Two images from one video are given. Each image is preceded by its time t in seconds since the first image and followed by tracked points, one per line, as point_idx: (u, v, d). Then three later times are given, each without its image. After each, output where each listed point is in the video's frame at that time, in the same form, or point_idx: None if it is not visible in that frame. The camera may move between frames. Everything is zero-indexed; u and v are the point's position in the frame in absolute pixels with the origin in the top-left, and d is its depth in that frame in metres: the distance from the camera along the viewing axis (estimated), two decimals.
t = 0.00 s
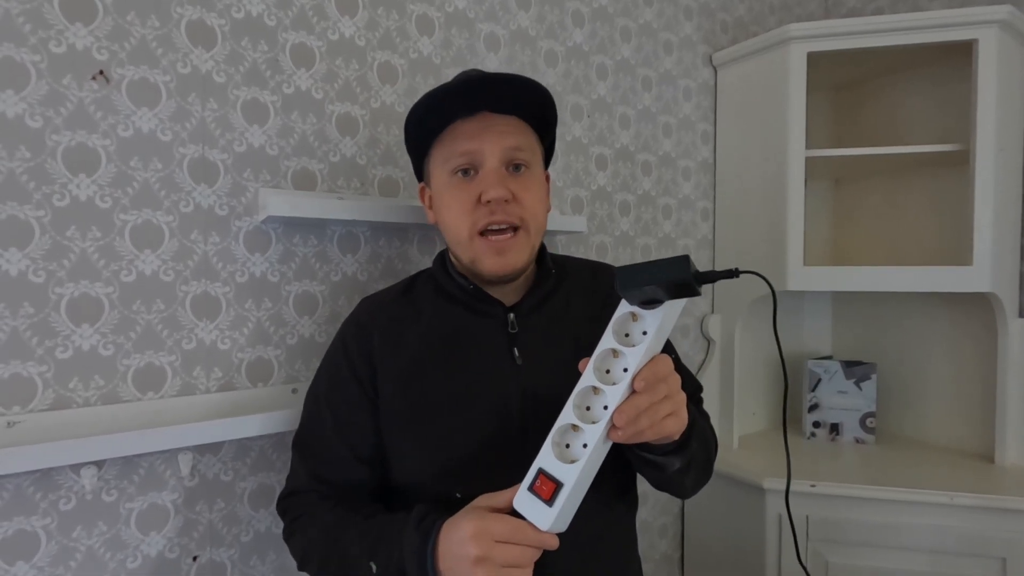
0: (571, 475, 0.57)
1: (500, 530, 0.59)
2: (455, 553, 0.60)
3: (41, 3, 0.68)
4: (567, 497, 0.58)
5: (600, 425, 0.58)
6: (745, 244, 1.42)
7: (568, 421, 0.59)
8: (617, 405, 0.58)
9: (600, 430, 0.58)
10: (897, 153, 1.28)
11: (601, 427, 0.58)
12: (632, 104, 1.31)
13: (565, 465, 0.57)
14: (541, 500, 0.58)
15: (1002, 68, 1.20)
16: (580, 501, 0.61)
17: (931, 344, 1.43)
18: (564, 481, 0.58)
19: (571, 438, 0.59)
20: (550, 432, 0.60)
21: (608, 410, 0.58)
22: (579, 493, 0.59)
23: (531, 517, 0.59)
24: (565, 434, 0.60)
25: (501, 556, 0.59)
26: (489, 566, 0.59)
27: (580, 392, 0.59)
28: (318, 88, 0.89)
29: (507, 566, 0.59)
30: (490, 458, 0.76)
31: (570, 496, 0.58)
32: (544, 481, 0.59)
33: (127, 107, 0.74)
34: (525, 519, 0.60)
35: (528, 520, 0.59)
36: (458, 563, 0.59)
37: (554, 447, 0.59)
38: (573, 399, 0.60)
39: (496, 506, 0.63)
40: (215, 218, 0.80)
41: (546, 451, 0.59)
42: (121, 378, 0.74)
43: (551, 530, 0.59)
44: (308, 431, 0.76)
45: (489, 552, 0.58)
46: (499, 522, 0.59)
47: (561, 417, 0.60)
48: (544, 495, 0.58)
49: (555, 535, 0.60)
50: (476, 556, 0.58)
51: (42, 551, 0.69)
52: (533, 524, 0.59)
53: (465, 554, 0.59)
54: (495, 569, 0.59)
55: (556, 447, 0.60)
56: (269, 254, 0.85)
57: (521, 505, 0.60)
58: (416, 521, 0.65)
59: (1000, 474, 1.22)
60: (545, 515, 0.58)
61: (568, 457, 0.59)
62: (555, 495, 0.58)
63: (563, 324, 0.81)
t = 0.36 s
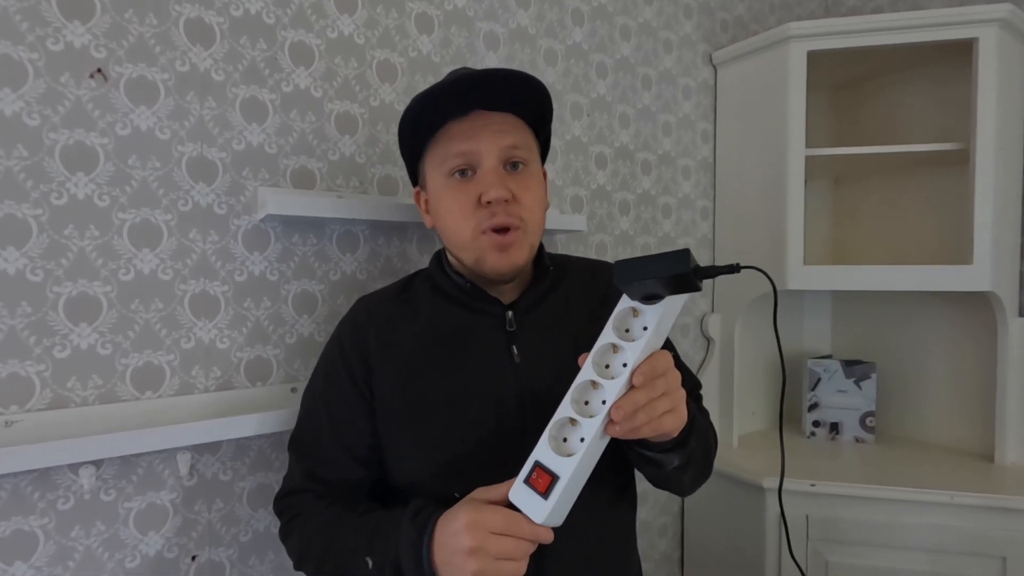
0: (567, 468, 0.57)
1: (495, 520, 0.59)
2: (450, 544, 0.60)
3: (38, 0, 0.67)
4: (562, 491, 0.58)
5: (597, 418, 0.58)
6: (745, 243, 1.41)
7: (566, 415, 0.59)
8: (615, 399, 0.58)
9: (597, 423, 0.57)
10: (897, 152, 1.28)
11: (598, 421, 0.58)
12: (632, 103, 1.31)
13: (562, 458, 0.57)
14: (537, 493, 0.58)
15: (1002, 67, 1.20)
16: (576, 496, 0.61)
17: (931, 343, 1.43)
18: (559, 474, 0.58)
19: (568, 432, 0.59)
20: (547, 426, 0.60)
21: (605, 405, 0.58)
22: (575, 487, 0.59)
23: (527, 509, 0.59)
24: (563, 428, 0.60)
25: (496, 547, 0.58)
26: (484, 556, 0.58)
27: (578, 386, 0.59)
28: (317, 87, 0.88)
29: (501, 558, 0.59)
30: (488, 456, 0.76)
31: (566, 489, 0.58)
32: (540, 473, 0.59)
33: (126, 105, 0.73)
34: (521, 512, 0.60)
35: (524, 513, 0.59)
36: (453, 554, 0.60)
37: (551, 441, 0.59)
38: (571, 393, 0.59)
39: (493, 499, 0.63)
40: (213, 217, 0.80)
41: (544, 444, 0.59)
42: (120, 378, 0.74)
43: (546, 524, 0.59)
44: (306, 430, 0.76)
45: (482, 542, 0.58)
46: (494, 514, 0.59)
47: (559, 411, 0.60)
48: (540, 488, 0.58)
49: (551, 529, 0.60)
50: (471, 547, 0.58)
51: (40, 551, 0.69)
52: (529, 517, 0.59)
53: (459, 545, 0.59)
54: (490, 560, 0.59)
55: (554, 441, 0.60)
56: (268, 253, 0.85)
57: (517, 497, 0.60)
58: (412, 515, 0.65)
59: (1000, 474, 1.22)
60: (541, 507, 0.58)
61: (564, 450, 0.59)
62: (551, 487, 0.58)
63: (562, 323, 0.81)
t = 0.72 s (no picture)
0: (570, 465, 0.57)
1: (495, 513, 0.59)
2: (450, 535, 0.61)
3: None
4: (565, 488, 0.57)
5: (601, 416, 0.58)
6: (745, 242, 1.41)
7: (569, 411, 0.59)
8: (619, 395, 0.58)
9: (600, 420, 0.57)
10: (898, 151, 1.28)
11: (602, 418, 0.58)
12: (633, 102, 1.31)
13: (565, 455, 0.57)
14: (540, 489, 0.58)
15: (1003, 66, 1.20)
16: (579, 494, 0.61)
17: (931, 343, 1.43)
18: (562, 471, 0.57)
19: (572, 428, 0.59)
20: (551, 423, 0.60)
21: (609, 402, 0.58)
22: (578, 485, 0.59)
23: (529, 506, 0.59)
24: (567, 425, 0.60)
25: (495, 540, 0.59)
26: (483, 549, 0.59)
27: (582, 383, 0.59)
28: (318, 86, 0.88)
29: (500, 552, 0.59)
30: (490, 456, 0.75)
31: (569, 487, 0.57)
32: (543, 470, 0.59)
33: (126, 105, 0.73)
34: (524, 507, 0.60)
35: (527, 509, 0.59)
36: (453, 545, 0.60)
37: (555, 438, 0.59)
38: (575, 390, 0.59)
39: (499, 493, 0.63)
40: (214, 217, 0.80)
41: (547, 441, 0.59)
42: (120, 378, 0.74)
43: (548, 521, 0.58)
44: (308, 430, 0.76)
45: (482, 534, 0.59)
46: (495, 507, 0.59)
47: (562, 408, 0.60)
48: (543, 485, 0.58)
49: (553, 527, 0.60)
50: (470, 539, 0.59)
51: (41, 551, 0.69)
52: (531, 513, 0.59)
53: (459, 536, 0.60)
54: (489, 553, 0.59)
55: (557, 438, 0.59)
56: (268, 253, 0.85)
57: (520, 494, 0.60)
58: (416, 511, 0.65)
59: (1000, 473, 1.22)
60: (543, 504, 0.58)
61: (568, 447, 0.59)
62: (554, 485, 0.58)
63: (564, 321, 0.81)
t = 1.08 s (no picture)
0: (575, 471, 0.57)
1: (498, 517, 0.59)
2: (453, 538, 0.60)
3: None
4: (571, 494, 0.57)
5: (607, 421, 0.57)
6: (746, 241, 1.41)
7: (574, 417, 0.59)
8: (625, 402, 0.58)
9: (606, 426, 0.57)
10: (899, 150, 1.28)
11: (608, 424, 0.57)
12: (634, 101, 1.30)
13: (570, 461, 0.57)
14: (545, 495, 0.58)
15: (1005, 65, 1.19)
16: (584, 500, 0.61)
17: (932, 342, 1.43)
18: (567, 477, 0.57)
19: (577, 434, 0.59)
20: (555, 429, 0.60)
21: (615, 408, 0.58)
22: (583, 491, 0.59)
23: (534, 511, 0.59)
24: (572, 430, 0.59)
25: (499, 545, 0.59)
26: (487, 553, 0.59)
27: (587, 389, 0.59)
28: (318, 84, 0.88)
29: (503, 556, 0.59)
30: (491, 458, 0.75)
31: (574, 492, 0.57)
32: (548, 476, 0.59)
33: (126, 103, 0.73)
34: (527, 512, 0.59)
35: (530, 514, 0.59)
36: (456, 549, 0.60)
37: (560, 443, 0.59)
38: (581, 395, 0.59)
39: (503, 497, 0.63)
40: (214, 215, 0.80)
41: (552, 447, 0.59)
42: (120, 376, 0.73)
43: (553, 526, 0.58)
44: (310, 429, 0.76)
45: (485, 538, 0.59)
46: (497, 511, 0.59)
47: (568, 413, 0.60)
48: (549, 491, 0.58)
49: (557, 532, 0.60)
50: (473, 542, 0.59)
51: (41, 550, 0.69)
52: (535, 518, 0.59)
53: (462, 539, 0.60)
54: (493, 558, 0.59)
55: (562, 443, 0.59)
56: (269, 251, 0.84)
57: (524, 498, 0.60)
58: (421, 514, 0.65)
59: (1001, 472, 1.22)
60: (548, 510, 0.58)
61: (573, 453, 0.59)
62: (560, 490, 0.58)
63: (566, 321, 0.81)
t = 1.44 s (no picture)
0: (572, 471, 0.57)
1: (497, 517, 0.59)
2: (452, 538, 0.60)
3: None
4: (568, 493, 0.57)
5: (604, 421, 0.58)
6: (745, 240, 1.41)
7: (571, 418, 0.59)
8: (622, 402, 0.57)
9: (603, 425, 0.57)
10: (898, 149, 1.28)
11: (605, 423, 0.57)
12: (633, 99, 1.30)
13: (567, 461, 0.57)
14: (542, 495, 0.58)
15: (1005, 63, 1.19)
16: (581, 500, 0.61)
17: (931, 341, 1.43)
18: (564, 476, 0.57)
19: (574, 434, 0.59)
20: (553, 429, 0.60)
21: (612, 407, 0.58)
22: (581, 490, 0.59)
23: (532, 511, 0.59)
24: (569, 430, 0.60)
25: (498, 545, 0.59)
26: (486, 553, 0.59)
27: (584, 389, 0.59)
28: (318, 82, 0.88)
29: (502, 555, 0.59)
30: (491, 457, 0.75)
31: (571, 492, 0.57)
32: (545, 476, 0.59)
33: (125, 101, 0.73)
34: (525, 511, 0.59)
35: (528, 513, 0.59)
36: (455, 548, 0.60)
37: (557, 443, 0.59)
38: (578, 395, 0.59)
39: (501, 496, 0.63)
40: (214, 213, 0.80)
41: (549, 446, 0.59)
42: (119, 374, 0.73)
43: (551, 526, 0.58)
44: (308, 426, 0.76)
45: (483, 539, 0.59)
46: (495, 511, 0.59)
47: (565, 413, 0.60)
48: (546, 490, 0.58)
49: (555, 532, 0.60)
50: (472, 542, 0.59)
51: (40, 547, 0.69)
52: (533, 517, 0.59)
53: (461, 539, 0.60)
54: (492, 558, 0.59)
55: (560, 443, 0.59)
56: (268, 250, 0.84)
57: (522, 498, 0.60)
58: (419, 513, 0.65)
59: (1000, 471, 1.22)
60: (545, 510, 0.58)
61: (570, 452, 0.59)
62: (557, 490, 0.58)
63: (565, 320, 0.81)
